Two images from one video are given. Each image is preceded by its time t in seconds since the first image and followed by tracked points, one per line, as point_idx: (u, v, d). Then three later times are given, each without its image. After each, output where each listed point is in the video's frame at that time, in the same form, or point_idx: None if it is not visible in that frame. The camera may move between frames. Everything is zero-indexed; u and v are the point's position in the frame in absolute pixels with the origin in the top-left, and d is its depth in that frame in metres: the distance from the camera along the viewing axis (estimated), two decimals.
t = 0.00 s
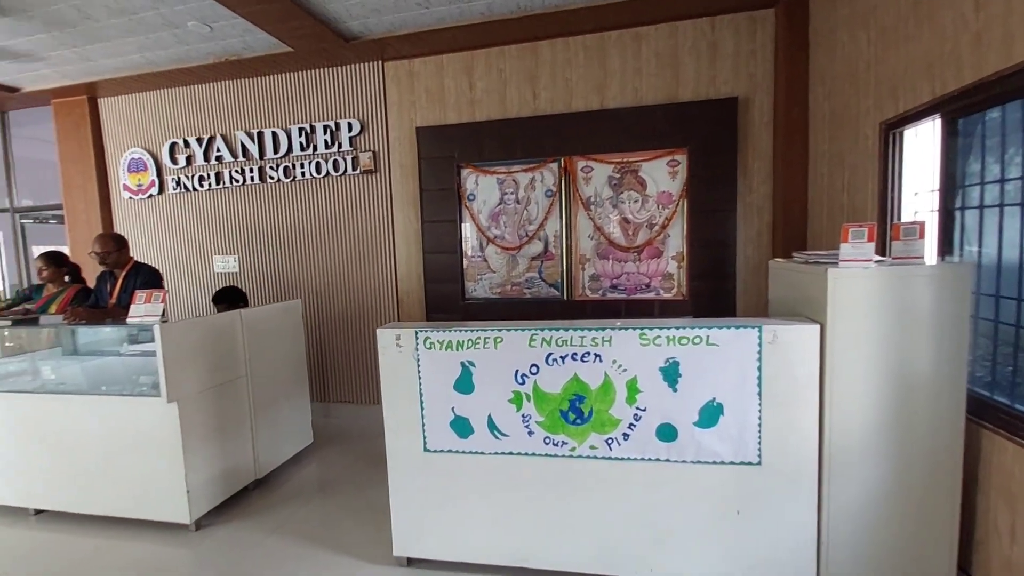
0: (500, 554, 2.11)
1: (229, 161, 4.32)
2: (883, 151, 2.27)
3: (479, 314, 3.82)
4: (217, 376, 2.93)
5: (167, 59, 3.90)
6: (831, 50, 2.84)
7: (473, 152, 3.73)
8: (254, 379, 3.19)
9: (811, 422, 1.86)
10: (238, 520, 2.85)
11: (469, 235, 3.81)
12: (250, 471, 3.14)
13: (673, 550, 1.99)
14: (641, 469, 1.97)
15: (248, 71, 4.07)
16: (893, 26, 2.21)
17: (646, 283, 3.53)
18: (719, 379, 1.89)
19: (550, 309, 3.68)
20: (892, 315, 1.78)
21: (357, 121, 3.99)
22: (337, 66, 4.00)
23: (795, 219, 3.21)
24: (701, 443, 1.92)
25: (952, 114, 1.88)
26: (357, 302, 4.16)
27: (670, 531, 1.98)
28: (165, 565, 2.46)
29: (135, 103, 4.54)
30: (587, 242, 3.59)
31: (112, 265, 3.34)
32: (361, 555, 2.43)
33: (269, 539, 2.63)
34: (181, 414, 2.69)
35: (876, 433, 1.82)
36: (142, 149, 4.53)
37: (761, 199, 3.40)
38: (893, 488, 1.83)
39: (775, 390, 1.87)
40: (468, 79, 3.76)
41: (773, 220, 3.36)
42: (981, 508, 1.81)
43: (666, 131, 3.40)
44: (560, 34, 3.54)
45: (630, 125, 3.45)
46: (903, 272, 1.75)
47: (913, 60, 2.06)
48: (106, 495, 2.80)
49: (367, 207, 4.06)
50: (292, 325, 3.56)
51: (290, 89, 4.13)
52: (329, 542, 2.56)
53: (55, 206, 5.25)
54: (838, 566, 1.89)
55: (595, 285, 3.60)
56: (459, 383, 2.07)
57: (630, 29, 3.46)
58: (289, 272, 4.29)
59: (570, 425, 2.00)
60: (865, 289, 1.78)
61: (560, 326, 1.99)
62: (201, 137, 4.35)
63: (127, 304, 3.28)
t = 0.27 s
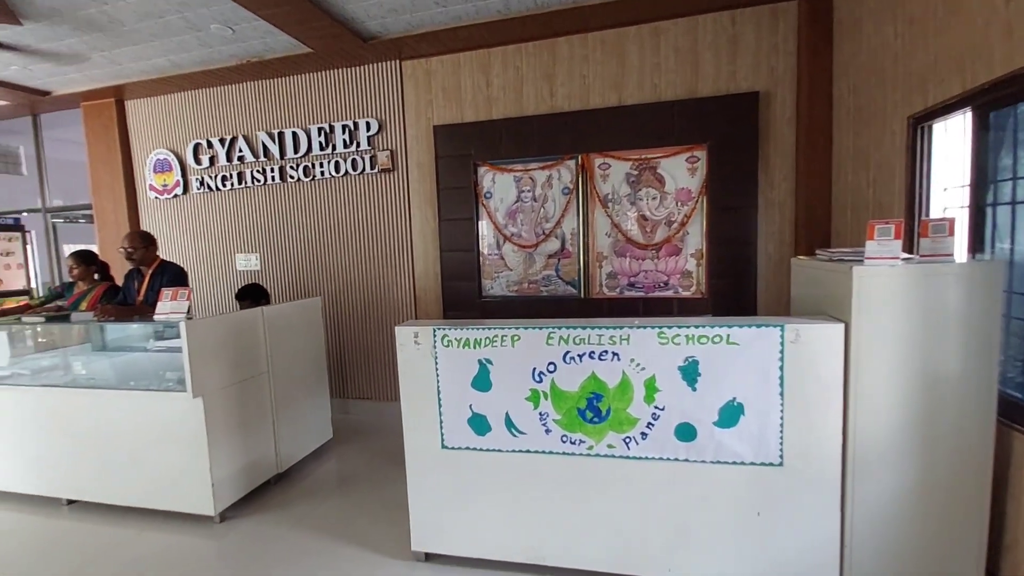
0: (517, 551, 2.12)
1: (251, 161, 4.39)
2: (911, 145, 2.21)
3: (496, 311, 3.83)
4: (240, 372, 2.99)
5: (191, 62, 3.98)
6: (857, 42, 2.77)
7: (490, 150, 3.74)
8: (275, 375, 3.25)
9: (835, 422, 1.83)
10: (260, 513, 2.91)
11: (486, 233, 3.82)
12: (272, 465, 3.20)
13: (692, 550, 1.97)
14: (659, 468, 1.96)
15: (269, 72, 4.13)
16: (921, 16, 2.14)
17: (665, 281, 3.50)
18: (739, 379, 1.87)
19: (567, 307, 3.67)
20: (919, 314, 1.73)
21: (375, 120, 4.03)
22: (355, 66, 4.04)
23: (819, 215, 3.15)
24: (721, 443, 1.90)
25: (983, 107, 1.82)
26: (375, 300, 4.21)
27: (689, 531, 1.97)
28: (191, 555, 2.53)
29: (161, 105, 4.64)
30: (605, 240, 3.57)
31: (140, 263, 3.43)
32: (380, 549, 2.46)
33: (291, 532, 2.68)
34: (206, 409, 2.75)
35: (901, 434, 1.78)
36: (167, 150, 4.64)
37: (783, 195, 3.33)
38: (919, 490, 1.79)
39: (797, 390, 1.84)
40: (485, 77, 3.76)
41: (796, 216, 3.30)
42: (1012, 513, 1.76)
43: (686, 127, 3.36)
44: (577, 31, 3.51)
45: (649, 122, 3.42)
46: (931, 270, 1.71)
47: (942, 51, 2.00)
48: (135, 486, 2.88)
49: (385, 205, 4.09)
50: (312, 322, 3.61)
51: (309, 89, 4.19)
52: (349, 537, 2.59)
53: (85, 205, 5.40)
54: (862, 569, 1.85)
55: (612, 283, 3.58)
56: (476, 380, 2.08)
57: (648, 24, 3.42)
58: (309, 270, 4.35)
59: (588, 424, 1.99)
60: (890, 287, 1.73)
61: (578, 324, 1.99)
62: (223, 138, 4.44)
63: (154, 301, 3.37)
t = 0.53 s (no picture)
0: (528, 549, 2.13)
1: (262, 160, 4.43)
2: (928, 140, 2.17)
3: (505, 309, 3.82)
4: (252, 369, 3.02)
5: (203, 61, 4.01)
6: (872, 35, 2.72)
7: (499, 148, 3.73)
8: (287, 372, 3.28)
9: (849, 421, 1.80)
10: (273, 508, 2.94)
11: (496, 230, 3.82)
12: (284, 461, 3.23)
13: (703, 550, 1.96)
14: (670, 467, 1.95)
15: (280, 71, 4.15)
16: (939, 8, 2.10)
17: (675, 278, 3.48)
18: (752, 377, 1.85)
19: (577, 305, 3.66)
20: (936, 312, 1.70)
21: (385, 118, 4.04)
22: (365, 64, 4.05)
23: (833, 211, 3.10)
24: (733, 442, 1.88)
25: (1004, 101, 1.78)
26: (385, 297, 4.22)
27: (700, 530, 1.95)
28: (205, 550, 2.56)
29: (173, 105, 4.69)
30: (615, 237, 3.55)
31: (154, 260, 3.47)
32: (391, 545, 2.48)
33: (303, 527, 2.70)
34: (219, 405, 2.78)
35: (917, 433, 1.75)
36: (180, 149, 4.68)
37: (796, 191, 3.29)
38: (935, 491, 1.76)
39: (811, 389, 1.82)
40: (494, 74, 3.75)
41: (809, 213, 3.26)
42: None
43: (697, 123, 3.33)
44: (587, 27, 3.49)
45: (659, 118, 3.39)
46: (948, 267, 1.68)
47: (961, 43, 1.96)
48: (149, 481, 2.92)
49: (395, 203, 4.11)
50: (323, 319, 3.63)
51: (319, 88, 4.20)
52: (361, 533, 2.61)
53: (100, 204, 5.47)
54: (876, 569, 1.83)
55: (622, 280, 3.57)
56: (486, 378, 2.08)
57: (659, 19, 3.39)
58: (320, 268, 4.38)
59: (598, 422, 1.98)
60: (907, 284, 1.70)
61: (588, 322, 1.98)
62: (235, 137, 4.47)
63: (168, 299, 3.41)
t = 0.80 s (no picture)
0: (548, 544, 2.13)
1: (285, 157, 4.49)
2: (965, 131, 2.09)
3: (525, 305, 3.82)
4: (276, 363, 3.07)
5: (228, 60, 4.08)
6: (906, 22, 2.63)
7: (519, 142, 3.72)
8: (310, 366, 3.33)
9: (880, 421, 1.75)
10: (297, 499, 3.00)
11: (515, 226, 3.81)
12: (307, 453, 3.29)
13: (726, 549, 1.93)
14: (693, 465, 1.92)
15: (302, 69, 4.20)
16: None
17: (697, 274, 3.42)
18: (777, 375, 1.81)
19: (597, 300, 3.63)
20: (973, 309, 1.64)
21: (405, 114, 4.06)
22: (385, 60, 4.07)
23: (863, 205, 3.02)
24: (757, 440, 1.85)
25: None
26: (405, 292, 4.26)
27: (723, 529, 1.93)
28: (232, 538, 2.62)
29: (200, 103, 4.79)
30: (636, 232, 3.51)
31: (182, 256, 3.56)
32: (412, 537, 2.51)
33: (325, 518, 2.75)
34: (245, 398, 2.84)
35: (951, 434, 1.70)
36: (206, 147, 4.78)
37: (824, 185, 3.21)
38: (970, 493, 1.71)
39: (839, 388, 1.77)
40: (514, 68, 3.73)
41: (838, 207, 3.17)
42: None
43: (721, 116, 3.27)
44: (608, 19, 3.44)
45: (682, 111, 3.34)
46: (987, 263, 1.61)
47: (1002, 28, 1.88)
48: (179, 470, 3.01)
49: (414, 199, 4.13)
50: (344, 314, 3.68)
51: (340, 84, 4.24)
52: (382, 524, 2.65)
53: (129, 201, 5.62)
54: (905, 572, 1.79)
55: (643, 276, 3.53)
56: (506, 373, 2.08)
57: (682, 10, 3.33)
58: (341, 263, 4.43)
59: (619, 419, 1.97)
60: (942, 281, 1.65)
61: (610, 317, 1.96)
62: (259, 134, 4.55)
63: (196, 293, 3.50)
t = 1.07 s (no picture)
0: (569, 542, 2.12)
1: (308, 155, 4.55)
2: (1006, 122, 2.00)
3: (545, 302, 3.81)
4: (301, 358, 3.13)
5: (253, 60, 4.15)
6: (944, 9, 2.53)
7: (540, 139, 3.70)
8: (333, 361, 3.38)
9: (913, 422, 1.70)
10: (320, 492, 3.05)
11: (536, 222, 3.80)
12: (330, 447, 3.35)
13: (751, 551, 1.90)
14: (717, 465, 1.89)
15: (324, 68, 4.25)
16: None
17: (722, 271, 3.36)
18: (806, 375, 1.77)
19: (618, 297, 3.60)
20: (1014, 308, 1.58)
21: (426, 111, 4.08)
22: (406, 58, 4.09)
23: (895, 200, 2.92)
24: (784, 441, 1.81)
25: None
26: (426, 289, 4.28)
27: (749, 530, 1.89)
28: (258, 529, 2.68)
29: (226, 103, 4.88)
30: (658, 229, 3.47)
31: (210, 253, 3.65)
32: (433, 531, 2.53)
33: (349, 511, 2.79)
34: (271, 392, 2.90)
35: (989, 437, 1.64)
36: (232, 146, 4.88)
37: (854, 179, 3.12)
38: (1008, 498, 1.65)
39: (871, 388, 1.72)
40: (535, 64, 3.71)
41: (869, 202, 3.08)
42: None
43: (746, 109, 3.20)
44: (631, 12, 3.39)
45: (706, 104, 3.28)
46: None
47: None
48: (207, 462, 3.09)
49: (435, 196, 4.15)
50: (366, 310, 3.72)
51: (362, 83, 4.28)
52: (403, 518, 2.68)
53: (159, 200, 5.77)
54: None
55: (665, 273, 3.48)
56: (528, 370, 2.08)
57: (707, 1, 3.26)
58: (363, 259, 4.48)
59: (642, 417, 1.95)
60: (982, 278, 1.58)
61: (633, 315, 1.94)
62: (283, 133, 4.62)
63: (223, 290, 3.58)
